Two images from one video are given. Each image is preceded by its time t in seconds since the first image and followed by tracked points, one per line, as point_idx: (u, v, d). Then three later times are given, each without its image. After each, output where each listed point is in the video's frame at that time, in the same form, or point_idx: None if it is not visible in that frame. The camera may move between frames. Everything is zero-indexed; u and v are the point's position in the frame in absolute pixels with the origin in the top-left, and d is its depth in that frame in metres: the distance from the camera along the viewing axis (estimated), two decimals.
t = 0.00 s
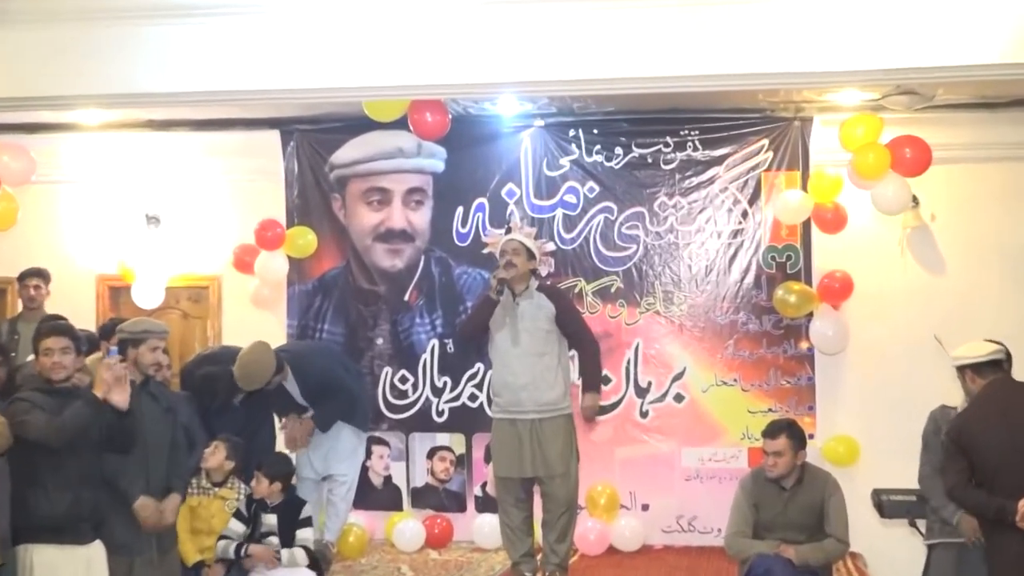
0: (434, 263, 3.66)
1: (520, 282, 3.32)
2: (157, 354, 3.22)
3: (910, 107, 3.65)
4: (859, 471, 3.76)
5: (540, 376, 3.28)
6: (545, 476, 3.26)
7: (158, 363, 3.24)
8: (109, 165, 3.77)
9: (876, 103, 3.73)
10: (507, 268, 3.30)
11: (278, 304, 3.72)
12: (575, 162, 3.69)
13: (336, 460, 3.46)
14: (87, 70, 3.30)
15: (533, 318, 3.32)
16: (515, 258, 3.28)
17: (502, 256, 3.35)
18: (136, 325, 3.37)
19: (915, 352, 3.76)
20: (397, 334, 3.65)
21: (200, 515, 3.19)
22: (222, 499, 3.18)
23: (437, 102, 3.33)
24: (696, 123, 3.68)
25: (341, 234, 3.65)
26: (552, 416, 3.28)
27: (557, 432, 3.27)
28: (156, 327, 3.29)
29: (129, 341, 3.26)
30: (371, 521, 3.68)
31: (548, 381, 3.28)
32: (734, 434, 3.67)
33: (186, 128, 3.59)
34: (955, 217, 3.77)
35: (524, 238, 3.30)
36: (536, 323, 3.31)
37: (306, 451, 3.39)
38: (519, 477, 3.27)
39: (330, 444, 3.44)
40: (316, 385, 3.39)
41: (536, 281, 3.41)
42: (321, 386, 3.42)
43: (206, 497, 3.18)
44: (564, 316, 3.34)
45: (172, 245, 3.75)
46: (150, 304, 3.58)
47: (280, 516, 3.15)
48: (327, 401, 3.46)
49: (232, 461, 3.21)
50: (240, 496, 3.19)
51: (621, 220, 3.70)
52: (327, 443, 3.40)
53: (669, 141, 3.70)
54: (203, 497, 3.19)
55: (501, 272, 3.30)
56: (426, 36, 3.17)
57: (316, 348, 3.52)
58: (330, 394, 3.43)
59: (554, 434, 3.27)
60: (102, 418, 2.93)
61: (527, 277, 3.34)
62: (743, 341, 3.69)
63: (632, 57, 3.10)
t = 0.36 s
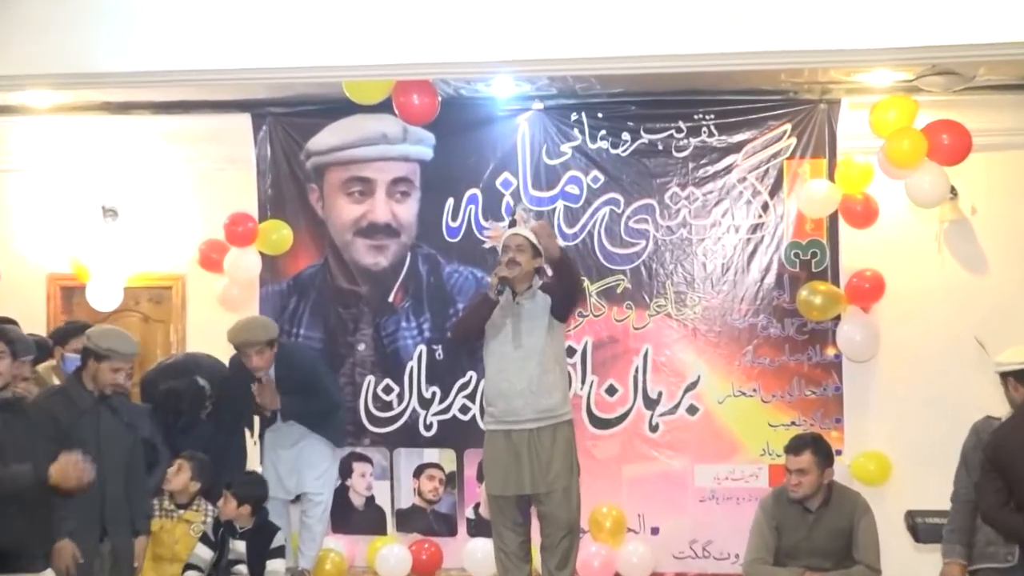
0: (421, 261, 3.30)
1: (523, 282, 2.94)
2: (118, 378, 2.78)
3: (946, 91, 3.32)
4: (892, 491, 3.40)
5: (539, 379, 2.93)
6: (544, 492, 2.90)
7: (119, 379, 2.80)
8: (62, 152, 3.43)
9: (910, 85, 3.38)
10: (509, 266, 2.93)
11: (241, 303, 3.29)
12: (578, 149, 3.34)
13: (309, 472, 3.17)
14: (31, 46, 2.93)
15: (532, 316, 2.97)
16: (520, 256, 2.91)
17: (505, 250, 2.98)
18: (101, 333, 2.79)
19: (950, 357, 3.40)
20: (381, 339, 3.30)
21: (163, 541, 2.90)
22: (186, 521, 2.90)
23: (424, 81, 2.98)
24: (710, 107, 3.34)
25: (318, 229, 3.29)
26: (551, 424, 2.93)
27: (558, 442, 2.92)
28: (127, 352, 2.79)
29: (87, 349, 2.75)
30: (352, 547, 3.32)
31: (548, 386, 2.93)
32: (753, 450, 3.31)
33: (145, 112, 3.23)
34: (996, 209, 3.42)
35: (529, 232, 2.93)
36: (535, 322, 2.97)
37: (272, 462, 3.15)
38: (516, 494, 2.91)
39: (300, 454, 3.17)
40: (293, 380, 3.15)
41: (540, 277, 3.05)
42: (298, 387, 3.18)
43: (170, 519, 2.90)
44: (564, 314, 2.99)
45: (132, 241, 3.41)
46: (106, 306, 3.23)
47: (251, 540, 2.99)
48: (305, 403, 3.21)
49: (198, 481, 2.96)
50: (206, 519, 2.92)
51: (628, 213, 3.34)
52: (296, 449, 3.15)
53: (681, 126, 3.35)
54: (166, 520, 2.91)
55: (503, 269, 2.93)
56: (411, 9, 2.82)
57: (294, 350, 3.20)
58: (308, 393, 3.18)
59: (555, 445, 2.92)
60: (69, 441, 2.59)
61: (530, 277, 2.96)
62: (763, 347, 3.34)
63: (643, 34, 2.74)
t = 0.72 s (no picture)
0: (409, 258, 2.98)
1: (522, 279, 2.63)
2: (80, 412, 2.39)
3: (992, 70, 2.99)
4: (931, 511, 3.08)
5: (535, 386, 2.60)
6: (545, 512, 2.57)
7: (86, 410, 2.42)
8: (12, 139, 3.12)
9: (952, 63, 3.04)
10: (507, 262, 2.62)
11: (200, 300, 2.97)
12: (584, 134, 3.01)
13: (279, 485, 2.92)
14: None
15: (529, 315, 2.65)
16: (518, 252, 2.61)
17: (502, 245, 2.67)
18: (80, 358, 2.37)
19: (992, 362, 3.07)
20: (365, 344, 2.97)
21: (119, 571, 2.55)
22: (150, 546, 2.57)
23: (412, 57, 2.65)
24: (730, 87, 3.01)
25: (294, 222, 2.96)
26: (550, 435, 2.59)
27: (559, 456, 2.59)
28: (95, 394, 2.35)
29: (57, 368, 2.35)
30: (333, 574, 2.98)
31: (546, 392, 2.59)
32: (778, 467, 2.99)
33: (102, 95, 2.91)
34: None
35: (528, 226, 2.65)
36: (532, 323, 2.63)
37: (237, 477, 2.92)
38: (512, 515, 2.59)
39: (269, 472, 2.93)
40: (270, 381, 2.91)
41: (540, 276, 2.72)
42: (274, 390, 2.93)
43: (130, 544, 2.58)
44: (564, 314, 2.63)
45: (88, 235, 3.11)
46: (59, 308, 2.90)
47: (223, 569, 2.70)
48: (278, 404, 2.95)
49: (162, 502, 2.65)
50: (171, 544, 2.60)
51: (639, 204, 3.01)
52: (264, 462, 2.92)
53: (698, 109, 3.02)
54: (125, 547, 2.59)
55: (500, 266, 2.62)
56: None
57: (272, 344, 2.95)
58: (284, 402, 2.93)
59: (555, 459, 2.58)
60: (16, 456, 2.33)
61: (530, 274, 2.65)
62: (788, 353, 3.02)
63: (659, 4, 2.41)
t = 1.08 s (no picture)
0: (395, 251, 2.68)
1: (520, 275, 2.32)
2: (36, 430, 2.24)
3: None
4: (975, 530, 2.77)
5: (533, 393, 2.29)
6: (544, 534, 2.26)
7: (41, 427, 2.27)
8: None
9: (1000, 34, 2.73)
10: (504, 256, 2.30)
11: (165, 299, 2.65)
12: (590, 113, 2.70)
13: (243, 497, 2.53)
14: None
15: (525, 313, 2.34)
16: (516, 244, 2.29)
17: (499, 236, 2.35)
18: (41, 371, 2.23)
19: None
20: (346, 346, 2.67)
21: None
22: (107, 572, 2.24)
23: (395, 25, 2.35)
24: (752, 61, 2.70)
25: (267, 211, 2.66)
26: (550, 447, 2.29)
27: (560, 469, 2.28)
28: (56, 412, 2.21)
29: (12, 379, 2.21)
30: None
31: (546, 399, 2.29)
32: (805, 484, 2.69)
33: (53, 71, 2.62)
34: None
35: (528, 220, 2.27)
36: (529, 321, 2.33)
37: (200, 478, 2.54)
38: (508, 537, 2.27)
39: (230, 481, 2.54)
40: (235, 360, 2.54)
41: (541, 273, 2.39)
42: (242, 378, 2.56)
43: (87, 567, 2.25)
44: (563, 311, 2.32)
45: (41, 226, 2.83)
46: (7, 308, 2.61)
47: None
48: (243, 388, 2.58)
49: (123, 522, 2.28)
50: (131, 570, 2.25)
51: (651, 191, 2.71)
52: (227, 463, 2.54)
53: (717, 85, 2.71)
54: (79, 573, 2.24)
55: (497, 259, 2.29)
56: None
57: (240, 325, 2.57)
58: (253, 398, 2.54)
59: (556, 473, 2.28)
60: None
61: (528, 270, 2.33)
62: (817, 357, 2.71)
63: None
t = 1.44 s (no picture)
0: (381, 239, 2.40)
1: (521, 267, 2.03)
2: None
3: None
4: None
5: (535, 396, 1.99)
6: (549, 553, 1.96)
7: None
8: None
9: None
10: (504, 244, 2.02)
11: (122, 290, 2.39)
12: (599, 86, 2.42)
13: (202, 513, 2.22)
14: None
15: (526, 308, 2.05)
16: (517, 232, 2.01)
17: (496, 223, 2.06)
18: None
19: None
20: (326, 345, 2.39)
21: None
22: None
23: None
24: (780, 28, 2.42)
25: (238, 194, 2.38)
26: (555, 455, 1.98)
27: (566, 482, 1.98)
28: None
29: None
30: None
31: (549, 401, 1.99)
32: (838, 499, 2.41)
33: None
34: None
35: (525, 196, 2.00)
36: (530, 316, 2.04)
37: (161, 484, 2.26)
38: (507, 558, 1.97)
39: (191, 489, 2.23)
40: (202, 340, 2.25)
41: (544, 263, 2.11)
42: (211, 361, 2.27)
43: None
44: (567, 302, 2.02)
45: None
46: None
47: None
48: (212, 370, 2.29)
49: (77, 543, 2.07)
50: None
51: (667, 173, 2.42)
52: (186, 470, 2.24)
53: (741, 54, 2.43)
54: None
55: (496, 249, 2.01)
56: None
57: (207, 306, 2.28)
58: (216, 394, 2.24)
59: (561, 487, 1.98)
60: None
61: (531, 261, 2.04)
62: (852, 358, 2.43)
63: None
